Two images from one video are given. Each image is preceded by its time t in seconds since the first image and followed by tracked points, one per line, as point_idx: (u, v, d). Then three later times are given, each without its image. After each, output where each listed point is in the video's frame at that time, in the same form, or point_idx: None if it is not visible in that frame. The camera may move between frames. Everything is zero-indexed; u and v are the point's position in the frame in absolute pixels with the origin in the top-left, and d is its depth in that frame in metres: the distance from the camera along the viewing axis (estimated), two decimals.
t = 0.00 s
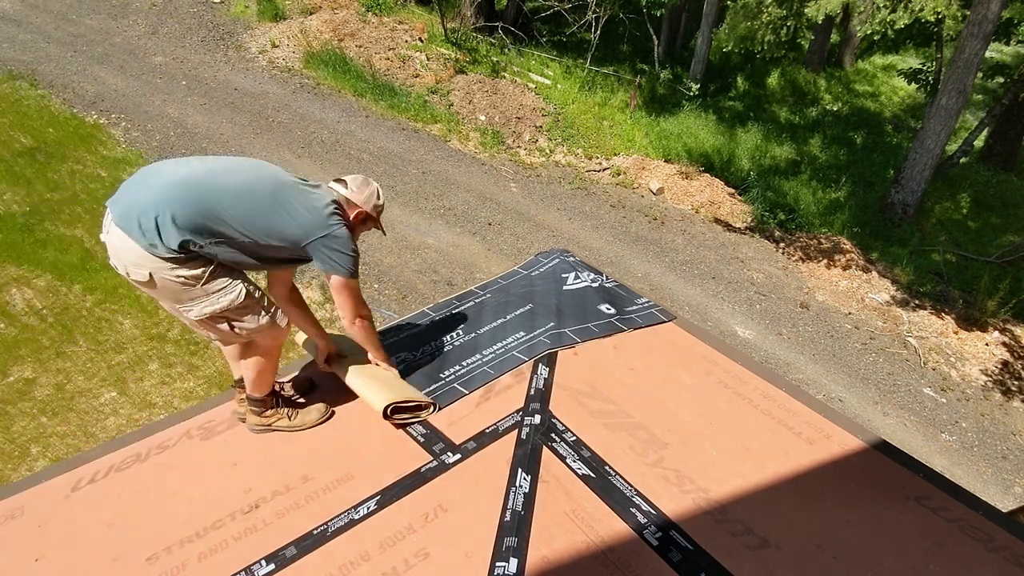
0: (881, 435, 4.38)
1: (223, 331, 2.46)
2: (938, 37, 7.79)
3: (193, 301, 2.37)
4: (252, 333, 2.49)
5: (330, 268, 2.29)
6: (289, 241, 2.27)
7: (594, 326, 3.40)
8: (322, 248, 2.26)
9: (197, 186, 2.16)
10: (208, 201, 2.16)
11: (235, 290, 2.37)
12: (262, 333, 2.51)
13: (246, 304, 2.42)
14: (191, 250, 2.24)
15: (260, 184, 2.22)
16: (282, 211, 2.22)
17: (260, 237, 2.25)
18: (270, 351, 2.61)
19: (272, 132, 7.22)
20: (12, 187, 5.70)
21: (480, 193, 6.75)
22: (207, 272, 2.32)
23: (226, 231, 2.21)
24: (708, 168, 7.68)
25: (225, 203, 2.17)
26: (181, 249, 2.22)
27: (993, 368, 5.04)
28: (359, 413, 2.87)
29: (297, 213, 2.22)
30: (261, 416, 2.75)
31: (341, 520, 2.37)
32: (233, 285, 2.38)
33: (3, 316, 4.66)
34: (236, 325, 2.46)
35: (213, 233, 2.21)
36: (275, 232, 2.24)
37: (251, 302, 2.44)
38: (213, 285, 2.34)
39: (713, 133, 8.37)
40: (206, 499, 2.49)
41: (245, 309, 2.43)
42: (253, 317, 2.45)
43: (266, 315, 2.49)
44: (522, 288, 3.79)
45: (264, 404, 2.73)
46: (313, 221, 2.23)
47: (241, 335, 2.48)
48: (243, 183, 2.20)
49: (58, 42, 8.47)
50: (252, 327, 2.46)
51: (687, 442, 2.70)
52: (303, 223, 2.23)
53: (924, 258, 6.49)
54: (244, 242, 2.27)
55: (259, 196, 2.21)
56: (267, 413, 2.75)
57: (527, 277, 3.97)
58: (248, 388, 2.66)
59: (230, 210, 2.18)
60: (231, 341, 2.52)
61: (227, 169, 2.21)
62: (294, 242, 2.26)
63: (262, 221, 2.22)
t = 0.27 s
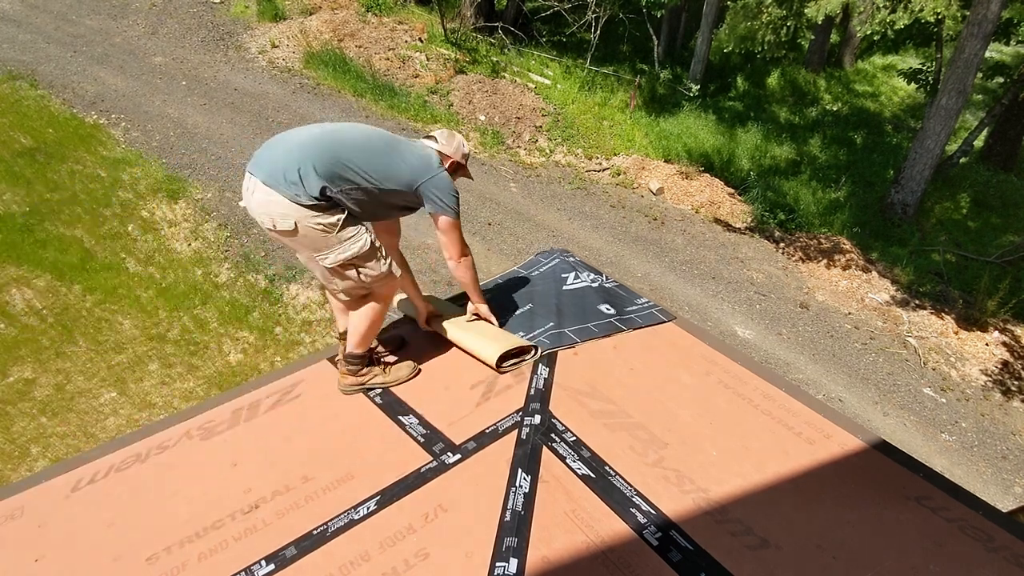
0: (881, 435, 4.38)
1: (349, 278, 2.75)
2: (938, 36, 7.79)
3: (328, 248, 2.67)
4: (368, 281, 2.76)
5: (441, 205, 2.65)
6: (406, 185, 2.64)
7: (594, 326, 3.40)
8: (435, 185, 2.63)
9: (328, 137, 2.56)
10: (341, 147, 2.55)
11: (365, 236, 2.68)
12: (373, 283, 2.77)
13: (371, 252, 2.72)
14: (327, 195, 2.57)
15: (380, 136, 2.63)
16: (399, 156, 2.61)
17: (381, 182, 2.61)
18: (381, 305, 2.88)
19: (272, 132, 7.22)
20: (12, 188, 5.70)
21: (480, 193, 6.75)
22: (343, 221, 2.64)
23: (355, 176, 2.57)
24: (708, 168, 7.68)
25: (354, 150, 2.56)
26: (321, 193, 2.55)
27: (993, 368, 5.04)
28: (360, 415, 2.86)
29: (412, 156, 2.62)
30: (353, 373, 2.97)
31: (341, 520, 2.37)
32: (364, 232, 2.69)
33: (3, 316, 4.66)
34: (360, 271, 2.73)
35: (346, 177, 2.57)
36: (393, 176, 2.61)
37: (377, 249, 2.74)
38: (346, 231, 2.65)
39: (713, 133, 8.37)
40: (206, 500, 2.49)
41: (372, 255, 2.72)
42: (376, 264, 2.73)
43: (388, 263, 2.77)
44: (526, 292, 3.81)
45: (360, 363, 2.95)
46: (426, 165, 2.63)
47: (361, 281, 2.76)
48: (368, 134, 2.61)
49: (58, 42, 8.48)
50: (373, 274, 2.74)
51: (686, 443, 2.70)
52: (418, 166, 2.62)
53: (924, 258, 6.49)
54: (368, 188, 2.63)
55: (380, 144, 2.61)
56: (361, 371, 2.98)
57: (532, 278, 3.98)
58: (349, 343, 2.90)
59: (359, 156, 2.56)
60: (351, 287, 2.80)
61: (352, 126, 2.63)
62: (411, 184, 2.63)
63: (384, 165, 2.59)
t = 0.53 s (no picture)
0: (881, 435, 4.38)
1: (420, 253, 2.83)
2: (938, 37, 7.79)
3: (403, 221, 2.76)
4: (442, 255, 2.84)
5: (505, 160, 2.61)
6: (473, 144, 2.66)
7: (594, 326, 3.41)
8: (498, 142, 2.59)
9: (397, 104, 2.62)
10: (410, 114, 2.61)
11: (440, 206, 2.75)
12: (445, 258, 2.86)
13: (444, 225, 2.79)
14: (401, 163, 2.66)
15: (446, 95, 2.64)
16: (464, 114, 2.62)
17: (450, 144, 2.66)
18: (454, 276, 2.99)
19: (272, 133, 7.22)
20: (11, 188, 5.70)
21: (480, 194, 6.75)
22: (420, 192, 2.72)
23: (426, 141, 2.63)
24: (708, 168, 7.68)
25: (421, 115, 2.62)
26: (395, 163, 2.64)
27: (992, 368, 5.04)
28: (360, 415, 2.87)
29: (476, 112, 2.61)
30: (443, 337, 3.20)
31: (341, 520, 2.37)
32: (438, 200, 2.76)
33: (2, 317, 4.66)
34: (431, 245, 2.80)
35: (417, 143, 2.65)
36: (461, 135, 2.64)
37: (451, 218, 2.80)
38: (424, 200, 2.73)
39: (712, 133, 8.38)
40: (205, 501, 2.49)
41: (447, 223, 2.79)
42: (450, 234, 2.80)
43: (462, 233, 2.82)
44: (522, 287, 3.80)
45: (447, 326, 3.18)
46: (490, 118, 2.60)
47: (435, 256, 2.84)
48: (433, 95, 2.64)
49: (58, 42, 8.48)
50: (442, 249, 2.81)
51: (687, 442, 2.70)
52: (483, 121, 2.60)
53: (924, 258, 6.49)
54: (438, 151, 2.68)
55: (447, 106, 2.63)
56: (449, 334, 3.21)
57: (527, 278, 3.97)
58: (436, 313, 3.11)
59: (428, 120, 2.62)
60: (422, 263, 2.88)
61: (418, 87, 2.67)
62: (478, 143, 2.64)
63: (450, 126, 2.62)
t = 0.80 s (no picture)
0: (881, 435, 4.38)
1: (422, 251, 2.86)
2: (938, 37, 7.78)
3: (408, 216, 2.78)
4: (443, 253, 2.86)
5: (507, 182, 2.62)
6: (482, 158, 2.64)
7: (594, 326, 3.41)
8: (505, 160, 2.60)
9: (415, 105, 2.63)
10: (425, 118, 2.60)
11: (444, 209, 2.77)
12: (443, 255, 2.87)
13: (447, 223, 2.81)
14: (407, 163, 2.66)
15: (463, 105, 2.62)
16: (480, 127, 2.61)
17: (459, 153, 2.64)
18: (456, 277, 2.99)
19: (272, 133, 7.22)
20: (11, 188, 5.71)
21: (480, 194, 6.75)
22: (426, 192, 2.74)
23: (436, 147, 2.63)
24: (708, 168, 7.69)
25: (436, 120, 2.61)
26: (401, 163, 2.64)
27: (992, 368, 5.04)
28: (361, 415, 2.87)
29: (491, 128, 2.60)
30: (443, 337, 3.19)
31: (341, 520, 2.37)
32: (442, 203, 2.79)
33: (2, 317, 4.66)
34: (433, 243, 2.83)
35: (427, 149, 2.64)
36: (471, 147, 2.62)
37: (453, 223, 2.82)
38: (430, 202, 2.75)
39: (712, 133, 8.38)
40: (206, 501, 2.49)
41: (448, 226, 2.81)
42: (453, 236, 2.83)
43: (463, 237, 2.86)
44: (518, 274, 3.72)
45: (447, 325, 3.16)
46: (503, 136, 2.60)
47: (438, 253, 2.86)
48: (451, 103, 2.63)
49: (57, 42, 8.48)
50: (445, 245, 2.83)
51: (687, 443, 2.70)
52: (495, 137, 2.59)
53: (923, 258, 6.50)
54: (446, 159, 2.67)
55: (462, 116, 2.62)
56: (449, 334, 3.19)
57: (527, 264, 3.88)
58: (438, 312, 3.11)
59: (442, 126, 2.62)
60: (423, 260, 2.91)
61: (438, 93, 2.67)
62: (485, 157, 2.64)
63: (462, 137, 2.61)
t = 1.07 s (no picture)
0: (881, 435, 4.38)
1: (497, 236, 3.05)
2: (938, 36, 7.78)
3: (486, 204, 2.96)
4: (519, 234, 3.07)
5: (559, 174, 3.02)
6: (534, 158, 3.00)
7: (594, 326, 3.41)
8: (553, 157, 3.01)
9: (478, 113, 2.92)
10: (493, 121, 2.89)
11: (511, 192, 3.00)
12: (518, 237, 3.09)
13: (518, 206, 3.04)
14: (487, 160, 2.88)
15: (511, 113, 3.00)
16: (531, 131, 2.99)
17: (520, 155, 2.96)
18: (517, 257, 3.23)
19: (272, 133, 7.22)
20: (11, 188, 5.71)
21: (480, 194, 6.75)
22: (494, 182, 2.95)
23: (504, 147, 2.91)
24: (708, 168, 7.68)
25: (502, 123, 2.91)
26: (484, 160, 2.87)
27: (992, 368, 5.04)
28: (360, 415, 2.87)
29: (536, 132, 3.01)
30: (483, 316, 3.34)
31: (341, 520, 2.37)
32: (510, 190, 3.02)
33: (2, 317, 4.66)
34: (510, 221, 3.01)
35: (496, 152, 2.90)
36: (529, 148, 2.96)
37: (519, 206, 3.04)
38: (499, 190, 2.96)
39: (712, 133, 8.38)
40: (205, 501, 2.49)
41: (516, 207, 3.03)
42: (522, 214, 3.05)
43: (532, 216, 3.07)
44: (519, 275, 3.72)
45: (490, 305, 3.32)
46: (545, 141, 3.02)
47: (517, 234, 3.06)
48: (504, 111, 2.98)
49: (57, 42, 8.47)
50: (519, 221, 3.03)
51: (686, 443, 2.70)
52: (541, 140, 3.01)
53: (923, 258, 6.50)
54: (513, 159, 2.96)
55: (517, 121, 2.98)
56: (489, 313, 3.35)
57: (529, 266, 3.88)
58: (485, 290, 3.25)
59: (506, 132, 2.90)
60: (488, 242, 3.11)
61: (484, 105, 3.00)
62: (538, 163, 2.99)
63: (523, 137, 2.95)
